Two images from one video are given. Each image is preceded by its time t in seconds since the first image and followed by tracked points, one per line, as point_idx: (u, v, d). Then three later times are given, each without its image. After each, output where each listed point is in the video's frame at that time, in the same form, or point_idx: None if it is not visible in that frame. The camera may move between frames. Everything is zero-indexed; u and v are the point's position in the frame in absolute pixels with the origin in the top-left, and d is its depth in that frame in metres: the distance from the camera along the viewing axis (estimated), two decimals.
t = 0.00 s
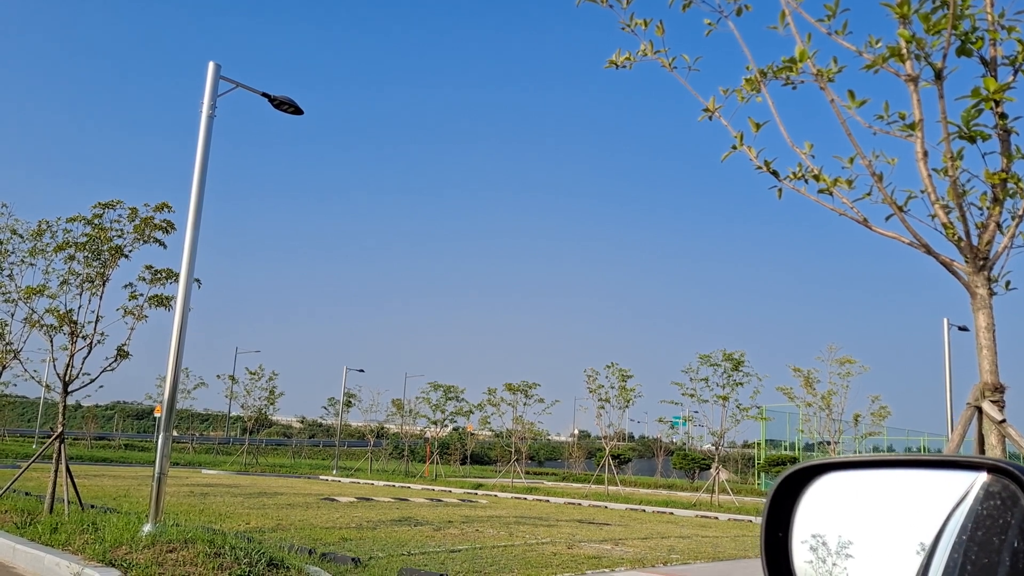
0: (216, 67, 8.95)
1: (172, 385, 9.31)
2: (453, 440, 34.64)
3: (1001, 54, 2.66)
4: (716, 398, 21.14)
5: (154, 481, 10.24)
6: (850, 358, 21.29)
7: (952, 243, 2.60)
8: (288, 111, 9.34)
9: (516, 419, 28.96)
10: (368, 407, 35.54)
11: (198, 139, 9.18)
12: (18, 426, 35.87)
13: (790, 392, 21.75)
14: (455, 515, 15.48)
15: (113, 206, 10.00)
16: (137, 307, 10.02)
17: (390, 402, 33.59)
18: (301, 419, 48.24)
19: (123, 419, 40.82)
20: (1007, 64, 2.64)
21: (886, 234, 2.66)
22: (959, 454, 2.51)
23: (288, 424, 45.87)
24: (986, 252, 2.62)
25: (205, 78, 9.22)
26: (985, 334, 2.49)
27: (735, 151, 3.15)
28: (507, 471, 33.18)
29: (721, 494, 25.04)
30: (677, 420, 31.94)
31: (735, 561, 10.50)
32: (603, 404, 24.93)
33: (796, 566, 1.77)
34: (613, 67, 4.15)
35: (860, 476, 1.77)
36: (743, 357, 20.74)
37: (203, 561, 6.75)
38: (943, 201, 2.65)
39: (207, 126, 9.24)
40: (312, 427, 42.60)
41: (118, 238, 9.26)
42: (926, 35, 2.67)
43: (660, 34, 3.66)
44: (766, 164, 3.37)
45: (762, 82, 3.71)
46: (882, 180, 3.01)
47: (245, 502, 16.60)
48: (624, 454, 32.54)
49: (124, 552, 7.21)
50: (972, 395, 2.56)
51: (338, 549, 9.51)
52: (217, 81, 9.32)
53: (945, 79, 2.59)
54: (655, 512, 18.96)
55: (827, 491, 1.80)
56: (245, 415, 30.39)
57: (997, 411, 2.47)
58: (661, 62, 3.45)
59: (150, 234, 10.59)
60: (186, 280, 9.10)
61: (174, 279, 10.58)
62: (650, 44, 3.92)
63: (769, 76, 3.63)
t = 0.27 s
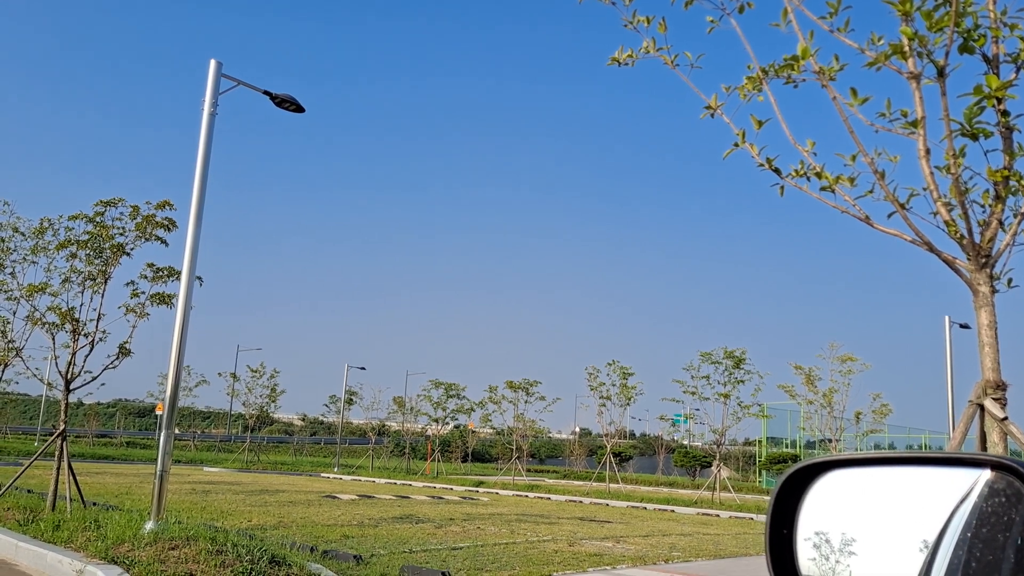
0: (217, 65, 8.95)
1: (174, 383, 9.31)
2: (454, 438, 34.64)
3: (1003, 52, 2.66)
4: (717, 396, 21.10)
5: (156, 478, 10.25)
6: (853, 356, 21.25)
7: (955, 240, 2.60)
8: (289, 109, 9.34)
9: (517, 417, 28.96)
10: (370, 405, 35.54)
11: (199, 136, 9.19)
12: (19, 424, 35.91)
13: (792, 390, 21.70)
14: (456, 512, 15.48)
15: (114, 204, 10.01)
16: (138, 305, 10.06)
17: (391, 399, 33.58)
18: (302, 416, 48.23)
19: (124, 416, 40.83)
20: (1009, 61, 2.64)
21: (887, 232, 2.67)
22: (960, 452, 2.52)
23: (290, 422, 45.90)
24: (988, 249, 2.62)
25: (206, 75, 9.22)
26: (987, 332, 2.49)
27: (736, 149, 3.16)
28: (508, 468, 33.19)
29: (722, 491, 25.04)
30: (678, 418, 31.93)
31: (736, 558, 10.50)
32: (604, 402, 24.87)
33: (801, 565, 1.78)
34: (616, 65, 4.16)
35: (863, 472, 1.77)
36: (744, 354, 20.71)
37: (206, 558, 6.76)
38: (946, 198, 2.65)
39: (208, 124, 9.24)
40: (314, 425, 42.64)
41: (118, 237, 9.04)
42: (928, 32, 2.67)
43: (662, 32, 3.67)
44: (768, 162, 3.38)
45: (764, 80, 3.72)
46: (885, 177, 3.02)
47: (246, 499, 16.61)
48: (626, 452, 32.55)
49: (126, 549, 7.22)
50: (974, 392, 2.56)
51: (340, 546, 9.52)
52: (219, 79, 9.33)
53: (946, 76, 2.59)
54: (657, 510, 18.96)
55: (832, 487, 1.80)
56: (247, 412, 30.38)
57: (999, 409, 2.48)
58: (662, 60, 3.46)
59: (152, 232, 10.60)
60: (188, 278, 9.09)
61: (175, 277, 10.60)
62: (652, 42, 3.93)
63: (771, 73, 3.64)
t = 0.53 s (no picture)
0: (219, 64, 8.97)
1: (176, 382, 9.33)
2: (456, 437, 34.65)
3: (1006, 52, 2.65)
4: (719, 395, 21.02)
5: (157, 477, 10.26)
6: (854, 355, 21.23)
7: (956, 241, 2.60)
8: (291, 108, 9.35)
9: (519, 416, 28.97)
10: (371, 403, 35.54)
11: (201, 135, 9.20)
12: (22, 422, 35.95)
13: (794, 389, 21.66)
14: (457, 511, 15.49)
15: (116, 202, 10.02)
16: (140, 303, 10.07)
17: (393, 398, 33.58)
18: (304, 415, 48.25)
19: (126, 415, 40.86)
20: (1012, 61, 2.64)
21: (889, 232, 2.67)
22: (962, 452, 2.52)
23: (291, 420, 45.95)
24: (990, 249, 2.62)
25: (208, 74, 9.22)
26: (988, 332, 2.49)
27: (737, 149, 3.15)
28: (510, 467, 33.21)
29: (724, 491, 25.03)
30: (680, 417, 31.93)
31: (738, 558, 10.50)
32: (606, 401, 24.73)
33: (800, 565, 1.78)
34: (617, 64, 4.15)
35: (863, 475, 1.77)
36: (746, 353, 20.70)
37: (208, 556, 6.77)
38: (947, 199, 2.65)
39: (210, 123, 9.25)
40: (316, 423, 42.68)
41: (121, 234, 9.21)
42: (931, 32, 2.67)
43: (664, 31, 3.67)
44: (770, 162, 3.38)
45: (766, 80, 3.71)
46: (886, 177, 3.01)
47: (248, 498, 16.62)
48: (627, 451, 32.55)
49: (128, 548, 7.23)
50: (975, 393, 2.56)
51: (342, 545, 9.53)
52: (221, 78, 9.34)
53: (949, 76, 2.59)
54: (658, 509, 18.96)
55: (832, 490, 1.80)
56: (248, 411, 30.39)
57: (1001, 409, 2.47)
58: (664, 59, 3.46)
59: (153, 231, 10.61)
60: (190, 277, 9.10)
61: (177, 276, 10.62)
62: (654, 42, 3.93)
63: (773, 73, 3.63)
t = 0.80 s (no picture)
0: (222, 65, 8.98)
1: (179, 382, 9.33)
2: (458, 437, 34.64)
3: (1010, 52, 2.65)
4: (721, 396, 20.79)
5: (160, 477, 10.27)
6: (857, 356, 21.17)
7: (960, 242, 2.59)
8: (294, 108, 9.36)
9: (521, 417, 28.97)
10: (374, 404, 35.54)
11: (204, 136, 9.21)
12: (25, 422, 36.01)
13: (796, 390, 21.58)
14: (460, 512, 15.47)
15: (119, 203, 10.03)
16: (143, 304, 10.10)
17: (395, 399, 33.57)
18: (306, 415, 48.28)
19: (129, 415, 40.92)
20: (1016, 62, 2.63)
21: (893, 233, 2.66)
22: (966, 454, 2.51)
23: (294, 421, 45.99)
24: (993, 251, 2.61)
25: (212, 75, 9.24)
26: (992, 333, 2.48)
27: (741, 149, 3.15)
28: (512, 468, 33.22)
29: (727, 492, 25.00)
30: (682, 418, 31.88)
31: (740, 559, 10.48)
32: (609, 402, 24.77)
33: (804, 568, 1.77)
34: (621, 65, 4.15)
35: (867, 479, 1.76)
36: (749, 354, 20.65)
37: (210, 557, 6.78)
38: (951, 200, 2.64)
39: (213, 123, 9.26)
40: (318, 424, 42.71)
41: (123, 236, 8.85)
42: (934, 33, 2.66)
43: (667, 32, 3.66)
44: (774, 163, 3.37)
45: (769, 80, 3.71)
46: (890, 178, 3.00)
47: (251, 498, 16.63)
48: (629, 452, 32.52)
49: (131, 548, 7.24)
50: (979, 394, 2.55)
51: (345, 546, 9.52)
52: (224, 79, 9.35)
53: (952, 77, 2.58)
54: (661, 510, 18.94)
55: (836, 493, 1.79)
56: (251, 411, 30.39)
57: (1004, 410, 2.47)
58: (668, 60, 3.45)
59: (157, 231, 10.62)
60: (193, 277, 9.10)
61: (180, 276, 10.63)
62: (657, 42, 3.92)
63: (776, 74, 3.62)
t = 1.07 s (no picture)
0: (227, 67, 9.01)
1: (184, 383, 9.36)
2: (462, 439, 34.67)
3: (1014, 54, 2.66)
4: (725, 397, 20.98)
5: (165, 478, 10.29)
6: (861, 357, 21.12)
7: (965, 243, 2.60)
8: (299, 110, 9.39)
9: (525, 418, 28.98)
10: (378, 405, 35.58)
11: (209, 137, 9.24)
12: (30, 423, 36.13)
13: (800, 391, 21.54)
14: (464, 513, 15.49)
15: (124, 205, 10.07)
16: (148, 305, 10.14)
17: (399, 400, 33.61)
18: (311, 416, 48.35)
19: (134, 416, 41.03)
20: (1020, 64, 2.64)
21: (898, 234, 2.67)
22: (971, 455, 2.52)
23: (298, 422, 46.10)
24: (999, 252, 2.61)
25: (217, 77, 9.27)
26: (997, 335, 2.49)
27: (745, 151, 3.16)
28: (516, 470, 33.24)
29: (731, 493, 24.99)
30: (686, 419, 31.88)
31: (745, 560, 10.47)
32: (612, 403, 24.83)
33: (811, 569, 1.79)
34: (625, 67, 4.16)
35: (873, 481, 1.77)
36: (753, 356, 20.65)
37: (215, 558, 6.80)
38: (956, 201, 2.65)
39: (218, 125, 9.29)
40: (322, 425, 42.76)
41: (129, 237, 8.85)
42: (939, 35, 2.67)
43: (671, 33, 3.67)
44: (778, 164, 3.38)
45: (774, 81, 3.71)
46: (895, 179, 3.01)
47: (255, 499, 16.67)
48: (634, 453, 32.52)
49: (136, 549, 7.27)
50: (984, 396, 2.56)
51: (349, 547, 9.55)
52: (229, 81, 9.38)
53: (957, 79, 2.59)
54: (664, 511, 18.94)
55: (842, 495, 1.80)
56: (255, 412, 30.43)
57: (1009, 412, 2.48)
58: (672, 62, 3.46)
59: (161, 233, 10.66)
60: (198, 279, 9.13)
61: (185, 278, 10.68)
62: (661, 44, 3.93)
63: (780, 75, 3.63)
